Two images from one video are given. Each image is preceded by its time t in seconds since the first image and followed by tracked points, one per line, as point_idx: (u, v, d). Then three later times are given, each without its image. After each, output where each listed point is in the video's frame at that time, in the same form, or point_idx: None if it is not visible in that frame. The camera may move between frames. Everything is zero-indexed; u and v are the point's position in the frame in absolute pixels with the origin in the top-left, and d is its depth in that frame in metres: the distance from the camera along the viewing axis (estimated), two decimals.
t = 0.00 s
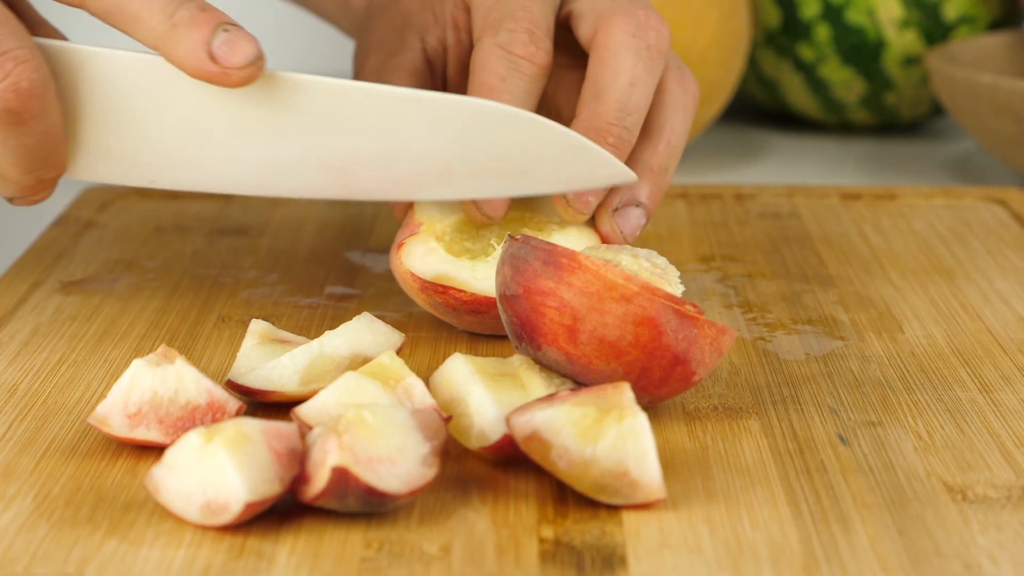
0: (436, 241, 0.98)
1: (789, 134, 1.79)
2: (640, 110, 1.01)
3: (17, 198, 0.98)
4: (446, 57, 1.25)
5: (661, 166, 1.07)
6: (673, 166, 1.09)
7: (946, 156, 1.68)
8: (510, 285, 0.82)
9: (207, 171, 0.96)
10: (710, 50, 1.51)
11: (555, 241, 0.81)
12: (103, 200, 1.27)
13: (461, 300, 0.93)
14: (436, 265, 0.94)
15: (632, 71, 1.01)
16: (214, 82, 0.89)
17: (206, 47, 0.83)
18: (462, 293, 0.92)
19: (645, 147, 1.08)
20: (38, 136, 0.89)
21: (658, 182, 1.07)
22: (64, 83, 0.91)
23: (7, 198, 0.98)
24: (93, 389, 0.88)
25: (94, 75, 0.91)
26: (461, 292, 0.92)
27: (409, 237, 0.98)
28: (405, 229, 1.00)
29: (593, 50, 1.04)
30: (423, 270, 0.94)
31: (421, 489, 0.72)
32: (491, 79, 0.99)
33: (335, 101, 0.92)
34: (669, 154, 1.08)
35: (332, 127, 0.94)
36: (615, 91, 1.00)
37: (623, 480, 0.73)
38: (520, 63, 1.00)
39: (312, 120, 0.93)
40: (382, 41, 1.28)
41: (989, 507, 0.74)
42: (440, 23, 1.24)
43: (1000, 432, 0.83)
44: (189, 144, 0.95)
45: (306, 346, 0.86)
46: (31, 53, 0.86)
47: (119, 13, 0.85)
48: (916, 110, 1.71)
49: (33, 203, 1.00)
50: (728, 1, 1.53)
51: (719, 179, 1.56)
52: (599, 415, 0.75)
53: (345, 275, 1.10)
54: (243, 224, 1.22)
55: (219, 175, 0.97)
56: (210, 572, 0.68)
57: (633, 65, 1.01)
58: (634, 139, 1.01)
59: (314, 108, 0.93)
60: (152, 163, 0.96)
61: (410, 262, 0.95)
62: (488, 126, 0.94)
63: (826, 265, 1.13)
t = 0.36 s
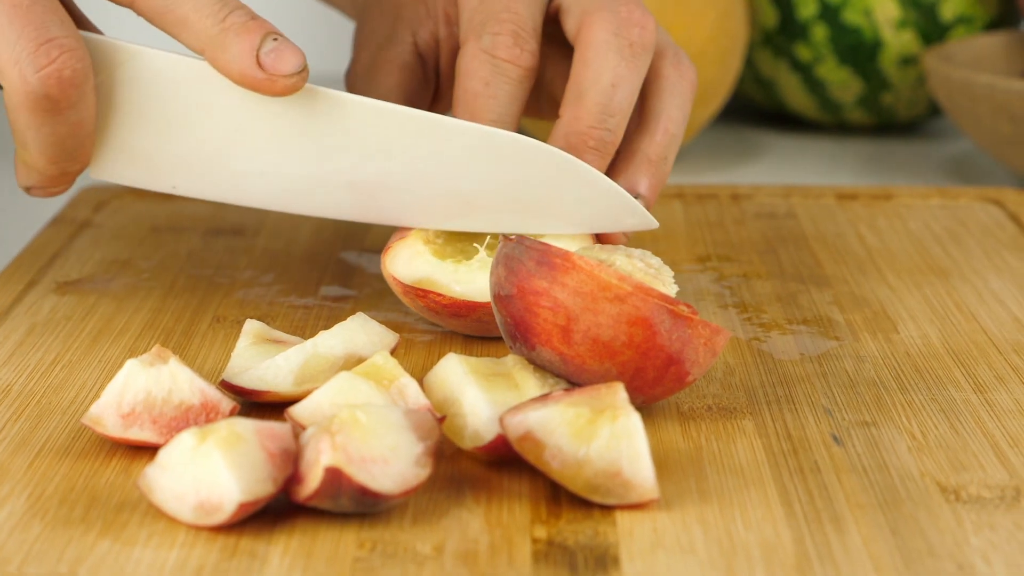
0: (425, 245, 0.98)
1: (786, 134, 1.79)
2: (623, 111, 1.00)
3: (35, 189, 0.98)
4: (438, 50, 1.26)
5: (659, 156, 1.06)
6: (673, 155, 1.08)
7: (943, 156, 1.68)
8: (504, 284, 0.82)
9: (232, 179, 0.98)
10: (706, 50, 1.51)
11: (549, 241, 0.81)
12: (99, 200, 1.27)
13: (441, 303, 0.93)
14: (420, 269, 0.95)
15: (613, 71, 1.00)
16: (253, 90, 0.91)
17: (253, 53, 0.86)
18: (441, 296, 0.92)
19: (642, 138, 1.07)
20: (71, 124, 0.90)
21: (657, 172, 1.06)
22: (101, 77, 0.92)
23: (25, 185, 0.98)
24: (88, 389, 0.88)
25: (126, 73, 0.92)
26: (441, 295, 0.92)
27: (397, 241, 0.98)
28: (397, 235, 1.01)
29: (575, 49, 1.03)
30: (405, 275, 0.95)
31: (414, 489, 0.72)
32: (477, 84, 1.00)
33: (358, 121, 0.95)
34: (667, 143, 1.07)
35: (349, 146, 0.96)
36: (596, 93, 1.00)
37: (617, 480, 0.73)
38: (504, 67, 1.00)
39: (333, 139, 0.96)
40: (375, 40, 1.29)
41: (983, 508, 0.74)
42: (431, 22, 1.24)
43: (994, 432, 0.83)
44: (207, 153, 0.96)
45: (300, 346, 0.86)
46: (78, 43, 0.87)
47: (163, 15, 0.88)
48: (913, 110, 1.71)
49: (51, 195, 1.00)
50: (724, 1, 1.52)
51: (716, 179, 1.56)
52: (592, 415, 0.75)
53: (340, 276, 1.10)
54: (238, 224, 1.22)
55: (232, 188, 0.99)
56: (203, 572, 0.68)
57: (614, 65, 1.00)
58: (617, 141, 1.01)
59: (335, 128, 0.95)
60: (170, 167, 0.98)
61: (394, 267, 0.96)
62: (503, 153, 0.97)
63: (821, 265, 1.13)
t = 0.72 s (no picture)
0: (417, 246, 0.99)
1: (782, 134, 1.79)
2: (607, 118, 1.00)
3: (39, 173, 0.98)
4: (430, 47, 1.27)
5: (652, 150, 1.06)
6: (667, 150, 1.07)
7: (939, 156, 1.68)
8: (497, 284, 0.82)
9: (238, 176, 0.98)
10: (702, 50, 1.51)
11: (543, 242, 0.81)
12: (94, 200, 1.27)
13: (433, 302, 0.93)
14: (411, 269, 0.95)
15: (596, 76, 0.99)
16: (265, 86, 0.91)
17: (266, 49, 0.85)
18: (433, 295, 0.92)
19: (636, 133, 1.07)
20: (82, 112, 0.89)
21: (652, 167, 1.06)
22: (112, 67, 0.90)
23: (29, 171, 0.97)
24: (82, 389, 0.88)
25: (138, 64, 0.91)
26: (432, 295, 0.93)
27: (389, 244, 0.99)
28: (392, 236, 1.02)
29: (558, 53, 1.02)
30: (396, 275, 0.95)
31: (406, 490, 0.72)
32: (464, 90, 1.00)
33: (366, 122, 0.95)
34: (661, 138, 1.07)
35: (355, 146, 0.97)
36: (579, 98, 0.99)
37: (609, 480, 0.73)
38: (490, 73, 1.00)
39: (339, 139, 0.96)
40: (367, 39, 1.29)
41: (975, 508, 0.74)
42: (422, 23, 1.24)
43: (987, 432, 0.83)
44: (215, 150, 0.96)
45: (294, 346, 0.86)
46: (92, 30, 0.86)
47: (177, 7, 0.87)
48: (910, 110, 1.71)
49: (55, 180, 0.99)
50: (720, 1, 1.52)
51: (712, 179, 1.56)
52: (585, 416, 0.75)
53: (335, 276, 1.10)
54: (234, 224, 1.22)
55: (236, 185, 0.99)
56: (194, 572, 0.68)
57: (596, 71, 0.99)
58: (601, 147, 1.01)
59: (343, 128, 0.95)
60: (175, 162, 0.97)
61: (385, 267, 0.96)
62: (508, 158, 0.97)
63: (816, 265, 1.13)
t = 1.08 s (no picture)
0: (412, 243, 0.99)
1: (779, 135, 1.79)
2: (602, 126, 1.00)
3: (70, 167, 0.97)
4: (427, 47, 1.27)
5: (648, 157, 1.06)
6: (663, 155, 1.08)
7: (935, 156, 1.68)
8: (490, 285, 0.82)
9: (268, 176, 0.99)
10: (698, 49, 1.51)
11: (536, 242, 0.81)
12: (89, 200, 1.27)
13: (428, 296, 0.93)
14: (407, 264, 0.95)
15: (590, 84, 0.99)
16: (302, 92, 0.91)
17: (306, 55, 0.85)
18: (429, 288, 0.92)
19: (632, 138, 1.07)
20: (119, 109, 0.89)
21: (646, 173, 1.07)
22: (152, 63, 0.90)
23: (60, 164, 0.96)
24: (75, 389, 0.88)
25: (176, 61, 0.91)
26: (429, 287, 0.92)
27: (385, 240, 0.99)
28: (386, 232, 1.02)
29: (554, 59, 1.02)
30: (394, 270, 0.95)
31: (398, 490, 0.72)
32: (461, 95, 1.00)
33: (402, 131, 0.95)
34: (658, 143, 1.07)
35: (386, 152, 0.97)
36: (572, 108, 0.99)
37: (601, 481, 0.73)
38: (488, 77, 1.00)
39: (370, 147, 0.96)
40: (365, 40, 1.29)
41: (967, 509, 0.74)
42: (420, 24, 1.24)
43: (980, 432, 0.83)
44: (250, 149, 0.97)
45: (287, 346, 0.87)
46: (133, 29, 0.85)
47: (217, 11, 0.86)
48: (906, 110, 1.71)
49: (85, 174, 0.98)
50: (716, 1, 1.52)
51: (708, 179, 1.56)
52: (577, 416, 0.75)
53: (329, 276, 1.10)
54: (229, 224, 1.22)
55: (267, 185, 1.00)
56: (186, 573, 0.68)
57: (591, 78, 0.99)
58: (594, 154, 1.01)
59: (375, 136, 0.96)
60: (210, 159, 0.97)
61: (381, 262, 0.96)
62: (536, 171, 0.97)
63: (810, 265, 1.13)
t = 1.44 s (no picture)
0: (405, 245, 0.98)
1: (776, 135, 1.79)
2: (592, 128, 1.00)
3: (147, 194, 0.98)
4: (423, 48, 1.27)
5: (641, 158, 1.06)
6: (656, 156, 1.08)
7: (932, 156, 1.68)
8: (484, 285, 0.82)
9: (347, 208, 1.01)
10: (695, 49, 1.51)
11: (530, 242, 0.81)
12: (85, 200, 1.26)
13: (422, 297, 0.92)
14: (400, 266, 0.95)
15: (581, 86, 0.99)
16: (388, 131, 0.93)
17: (395, 95, 0.88)
18: (423, 290, 0.92)
19: (626, 140, 1.07)
20: (205, 138, 0.89)
21: (639, 175, 1.06)
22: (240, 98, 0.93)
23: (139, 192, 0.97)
24: (69, 389, 0.88)
25: (265, 93, 0.93)
26: (422, 288, 0.92)
27: (378, 243, 0.99)
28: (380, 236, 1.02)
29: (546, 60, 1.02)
30: (387, 272, 0.95)
31: (392, 491, 0.72)
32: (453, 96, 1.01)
33: (483, 171, 0.97)
34: (651, 145, 1.07)
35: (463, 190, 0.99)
36: (563, 110, 0.99)
37: (595, 481, 0.73)
38: (480, 79, 1.00)
39: (448, 185, 0.98)
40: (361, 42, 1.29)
41: (960, 509, 0.74)
42: (416, 25, 1.24)
43: (974, 432, 0.83)
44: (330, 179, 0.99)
45: (281, 346, 0.86)
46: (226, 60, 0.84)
47: (309, 47, 0.88)
48: (903, 110, 1.71)
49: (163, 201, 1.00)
50: (713, 1, 1.52)
51: (705, 180, 1.56)
52: (571, 416, 0.75)
53: (324, 276, 1.10)
54: (225, 224, 1.22)
55: (344, 215, 1.02)
56: (180, 573, 0.68)
57: (582, 80, 0.99)
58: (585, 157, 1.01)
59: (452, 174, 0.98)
60: (290, 188, 1.00)
61: (374, 265, 0.96)
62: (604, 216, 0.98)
63: (806, 265, 1.13)
